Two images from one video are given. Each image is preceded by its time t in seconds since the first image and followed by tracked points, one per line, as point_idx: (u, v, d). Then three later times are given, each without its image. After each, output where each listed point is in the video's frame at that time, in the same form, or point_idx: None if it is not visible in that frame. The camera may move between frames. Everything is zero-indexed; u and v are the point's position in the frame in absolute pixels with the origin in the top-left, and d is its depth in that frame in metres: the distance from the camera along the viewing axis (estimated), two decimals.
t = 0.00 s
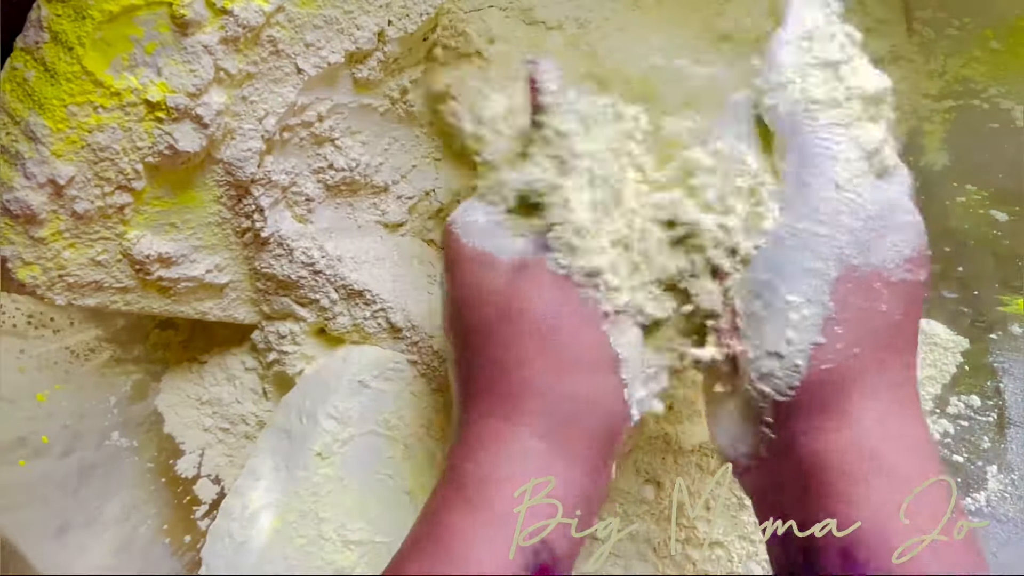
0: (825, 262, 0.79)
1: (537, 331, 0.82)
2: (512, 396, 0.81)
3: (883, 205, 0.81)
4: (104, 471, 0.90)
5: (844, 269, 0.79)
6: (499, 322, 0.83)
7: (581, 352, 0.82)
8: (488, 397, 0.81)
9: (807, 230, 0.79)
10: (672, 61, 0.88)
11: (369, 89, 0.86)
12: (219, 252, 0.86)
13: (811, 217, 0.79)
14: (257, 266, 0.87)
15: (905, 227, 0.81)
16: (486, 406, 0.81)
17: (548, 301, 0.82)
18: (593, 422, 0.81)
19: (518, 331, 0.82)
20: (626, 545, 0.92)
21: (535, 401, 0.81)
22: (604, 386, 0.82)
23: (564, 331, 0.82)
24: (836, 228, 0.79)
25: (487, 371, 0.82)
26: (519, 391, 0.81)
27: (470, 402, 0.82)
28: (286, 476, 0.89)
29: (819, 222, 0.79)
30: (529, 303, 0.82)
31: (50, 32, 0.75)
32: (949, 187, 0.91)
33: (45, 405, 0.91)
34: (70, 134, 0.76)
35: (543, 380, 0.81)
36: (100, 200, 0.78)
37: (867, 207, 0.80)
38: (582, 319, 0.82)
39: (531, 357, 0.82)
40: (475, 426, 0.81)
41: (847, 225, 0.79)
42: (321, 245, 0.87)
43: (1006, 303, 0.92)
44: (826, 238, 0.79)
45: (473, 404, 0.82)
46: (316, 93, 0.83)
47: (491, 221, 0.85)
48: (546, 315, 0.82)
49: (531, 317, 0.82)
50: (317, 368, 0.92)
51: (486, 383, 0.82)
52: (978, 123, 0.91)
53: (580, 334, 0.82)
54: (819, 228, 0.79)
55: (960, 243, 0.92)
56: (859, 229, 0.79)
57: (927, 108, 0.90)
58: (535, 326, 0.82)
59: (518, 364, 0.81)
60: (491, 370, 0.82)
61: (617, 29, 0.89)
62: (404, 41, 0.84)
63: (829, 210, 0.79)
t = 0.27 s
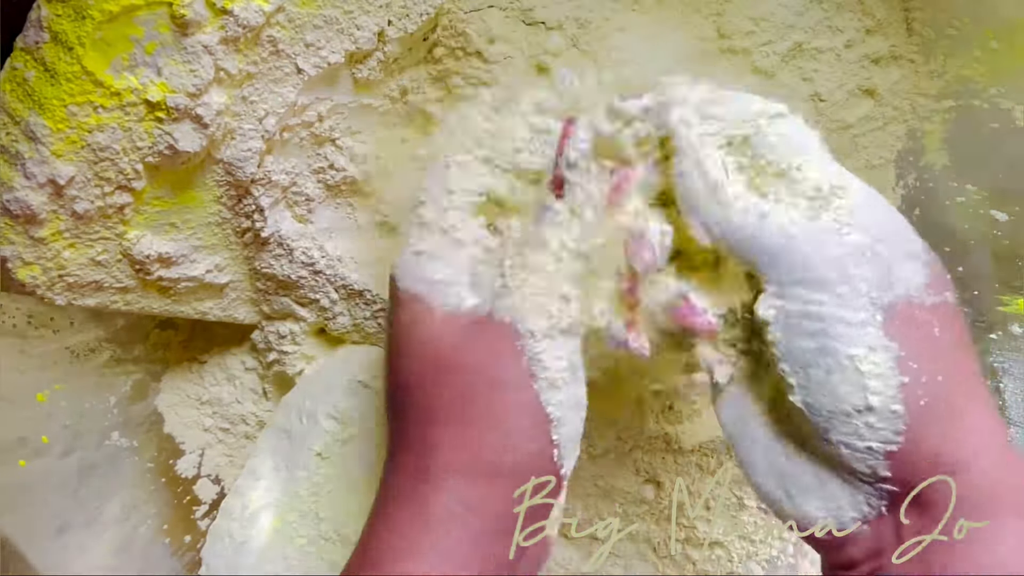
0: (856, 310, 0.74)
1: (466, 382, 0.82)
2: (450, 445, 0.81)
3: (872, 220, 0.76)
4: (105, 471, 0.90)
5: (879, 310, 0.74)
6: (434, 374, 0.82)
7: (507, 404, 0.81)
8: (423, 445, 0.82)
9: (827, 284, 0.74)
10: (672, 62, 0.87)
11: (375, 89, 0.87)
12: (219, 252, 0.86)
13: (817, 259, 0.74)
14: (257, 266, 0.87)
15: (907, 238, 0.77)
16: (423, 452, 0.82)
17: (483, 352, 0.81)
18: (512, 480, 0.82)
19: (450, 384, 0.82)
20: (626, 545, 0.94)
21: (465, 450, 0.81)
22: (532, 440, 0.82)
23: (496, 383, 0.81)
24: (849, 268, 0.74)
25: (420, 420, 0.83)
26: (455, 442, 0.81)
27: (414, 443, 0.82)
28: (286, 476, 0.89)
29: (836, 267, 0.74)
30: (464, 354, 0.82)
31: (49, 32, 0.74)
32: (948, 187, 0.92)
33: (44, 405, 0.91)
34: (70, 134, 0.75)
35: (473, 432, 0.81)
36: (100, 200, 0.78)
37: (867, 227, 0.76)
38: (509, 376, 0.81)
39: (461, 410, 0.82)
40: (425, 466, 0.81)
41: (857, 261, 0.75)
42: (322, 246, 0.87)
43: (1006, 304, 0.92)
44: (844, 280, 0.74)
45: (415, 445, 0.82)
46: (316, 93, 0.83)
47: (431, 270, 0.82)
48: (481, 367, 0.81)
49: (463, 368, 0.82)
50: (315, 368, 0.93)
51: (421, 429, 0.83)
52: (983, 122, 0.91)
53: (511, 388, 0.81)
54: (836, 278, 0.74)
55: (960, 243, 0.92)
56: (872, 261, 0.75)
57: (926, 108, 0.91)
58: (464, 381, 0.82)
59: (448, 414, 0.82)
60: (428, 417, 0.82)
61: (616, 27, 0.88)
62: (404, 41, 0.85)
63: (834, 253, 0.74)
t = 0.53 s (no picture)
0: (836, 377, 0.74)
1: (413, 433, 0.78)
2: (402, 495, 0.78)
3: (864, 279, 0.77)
4: (105, 471, 0.90)
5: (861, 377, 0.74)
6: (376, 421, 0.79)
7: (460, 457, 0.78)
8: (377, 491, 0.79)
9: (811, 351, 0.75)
10: (672, 62, 0.88)
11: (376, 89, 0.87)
12: (219, 252, 0.86)
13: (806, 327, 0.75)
14: (257, 266, 0.87)
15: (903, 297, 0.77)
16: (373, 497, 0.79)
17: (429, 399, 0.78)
18: (470, 524, 0.78)
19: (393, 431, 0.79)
20: (626, 545, 0.93)
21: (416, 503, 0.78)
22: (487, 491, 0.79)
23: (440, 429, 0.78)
24: (834, 334, 0.74)
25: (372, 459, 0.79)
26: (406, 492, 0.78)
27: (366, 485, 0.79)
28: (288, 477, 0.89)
29: (819, 334, 0.75)
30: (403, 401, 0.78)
31: (50, 32, 0.74)
32: (948, 188, 0.92)
33: (44, 405, 0.91)
34: (70, 134, 0.75)
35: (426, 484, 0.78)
36: (101, 200, 0.78)
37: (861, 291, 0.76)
38: (453, 419, 0.78)
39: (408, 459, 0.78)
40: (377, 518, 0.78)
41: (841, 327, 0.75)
42: (322, 246, 0.87)
43: (1005, 304, 0.91)
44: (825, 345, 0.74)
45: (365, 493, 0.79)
46: (316, 93, 0.83)
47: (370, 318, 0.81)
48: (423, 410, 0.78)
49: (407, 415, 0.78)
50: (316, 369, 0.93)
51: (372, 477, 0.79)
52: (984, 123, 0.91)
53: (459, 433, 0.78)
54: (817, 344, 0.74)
55: (960, 243, 0.91)
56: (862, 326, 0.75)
57: (927, 108, 0.92)
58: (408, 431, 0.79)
59: (393, 462, 0.78)
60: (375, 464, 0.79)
61: (616, 27, 0.88)
62: (404, 41, 0.85)
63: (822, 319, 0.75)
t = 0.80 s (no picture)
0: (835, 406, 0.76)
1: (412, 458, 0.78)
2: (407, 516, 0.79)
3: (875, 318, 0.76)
4: (104, 471, 0.93)
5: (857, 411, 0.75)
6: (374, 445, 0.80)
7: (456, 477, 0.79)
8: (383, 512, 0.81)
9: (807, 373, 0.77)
10: (671, 62, 0.88)
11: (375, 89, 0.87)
12: (219, 252, 0.86)
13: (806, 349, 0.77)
14: (257, 266, 0.87)
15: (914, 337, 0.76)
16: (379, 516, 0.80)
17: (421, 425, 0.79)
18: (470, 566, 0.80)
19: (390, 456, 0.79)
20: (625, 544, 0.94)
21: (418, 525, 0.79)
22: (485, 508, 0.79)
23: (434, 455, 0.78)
24: (832, 362, 0.76)
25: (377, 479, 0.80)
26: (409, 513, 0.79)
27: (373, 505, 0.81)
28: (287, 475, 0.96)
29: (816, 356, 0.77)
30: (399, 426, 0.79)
31: (50, 32, 0.74)
32: (948, 187, 0.92)
33: (43, 406, 0.90)
34: (70, 134, 0.75)
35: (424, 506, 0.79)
36: (101, 200, 0.78)
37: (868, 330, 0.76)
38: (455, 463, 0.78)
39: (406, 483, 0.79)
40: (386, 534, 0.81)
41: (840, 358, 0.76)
42: (321, 245, 0.87)
43: (1005, 304, 0.91)
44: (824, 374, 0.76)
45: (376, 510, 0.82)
46: (316, 93, 0.83)
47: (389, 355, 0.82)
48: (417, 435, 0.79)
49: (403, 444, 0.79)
50: (322, 373, 0.94)
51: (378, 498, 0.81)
52: (984, 123, 0.91)
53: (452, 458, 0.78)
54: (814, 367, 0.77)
55: (959, 243, 0.92)
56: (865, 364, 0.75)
57: (928, 108, 0.91)
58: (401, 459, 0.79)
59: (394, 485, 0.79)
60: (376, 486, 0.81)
61: (616, 26, 0.88)
62: (404, 41, 0.84)
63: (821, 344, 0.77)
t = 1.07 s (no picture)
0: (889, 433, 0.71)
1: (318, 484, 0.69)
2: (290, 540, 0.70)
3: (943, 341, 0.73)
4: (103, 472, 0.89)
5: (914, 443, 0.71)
6: (281, 446, 0.71)
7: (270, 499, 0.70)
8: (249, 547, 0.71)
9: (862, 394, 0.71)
10: (673, 61, 0.89)
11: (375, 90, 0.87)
12: (219, 252, 0.86)
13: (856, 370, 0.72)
14: (257, 266, 0.87)
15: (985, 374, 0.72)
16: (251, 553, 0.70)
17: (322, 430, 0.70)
18: None
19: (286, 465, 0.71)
20: (626, 545, 0.93)
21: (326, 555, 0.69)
22: (396, 538, 0.70)
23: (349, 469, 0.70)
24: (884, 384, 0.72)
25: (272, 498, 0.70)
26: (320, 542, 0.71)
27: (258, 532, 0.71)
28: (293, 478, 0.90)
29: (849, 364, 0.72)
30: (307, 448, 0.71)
31: (50, 32, 0.75)
32: (948, 188, 0.91)
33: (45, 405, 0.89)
34: (70, 134, 0.75)
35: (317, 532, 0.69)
36: (101, 200, 0.78)
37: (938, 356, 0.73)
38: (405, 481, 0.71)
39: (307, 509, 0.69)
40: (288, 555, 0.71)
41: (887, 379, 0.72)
42: (321, 246, 0.86)
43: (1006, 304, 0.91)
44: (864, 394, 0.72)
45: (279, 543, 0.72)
46: (316, 93, 0.83)
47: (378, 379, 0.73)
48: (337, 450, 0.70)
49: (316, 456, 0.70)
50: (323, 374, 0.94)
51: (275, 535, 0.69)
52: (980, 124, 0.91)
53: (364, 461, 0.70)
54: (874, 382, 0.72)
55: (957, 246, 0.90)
56: (909, 401, 0.71)
57: (929, 109, 0.91)
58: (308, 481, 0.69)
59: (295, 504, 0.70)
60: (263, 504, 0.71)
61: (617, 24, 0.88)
62: (404, 41, 0.84)
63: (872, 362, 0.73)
